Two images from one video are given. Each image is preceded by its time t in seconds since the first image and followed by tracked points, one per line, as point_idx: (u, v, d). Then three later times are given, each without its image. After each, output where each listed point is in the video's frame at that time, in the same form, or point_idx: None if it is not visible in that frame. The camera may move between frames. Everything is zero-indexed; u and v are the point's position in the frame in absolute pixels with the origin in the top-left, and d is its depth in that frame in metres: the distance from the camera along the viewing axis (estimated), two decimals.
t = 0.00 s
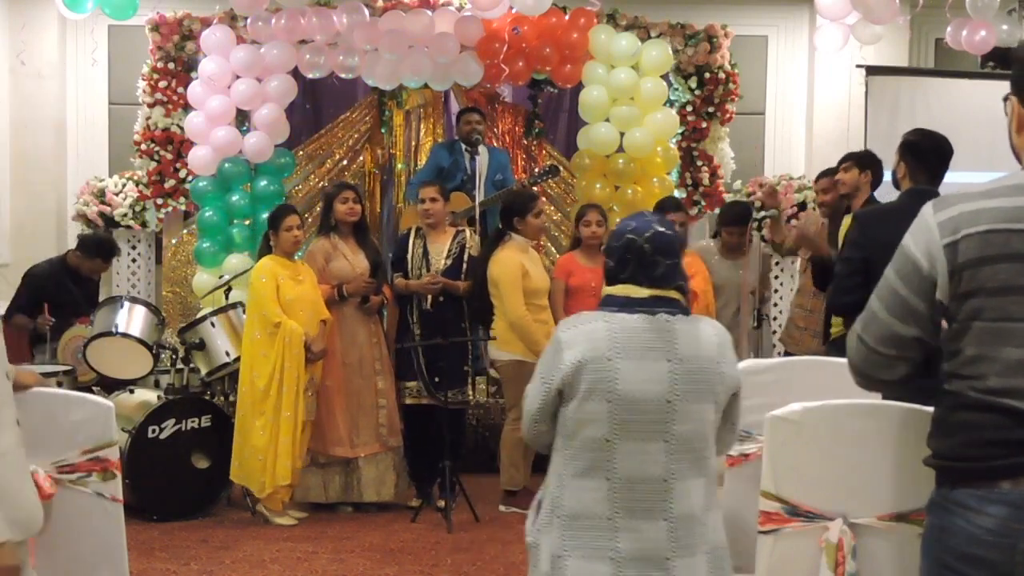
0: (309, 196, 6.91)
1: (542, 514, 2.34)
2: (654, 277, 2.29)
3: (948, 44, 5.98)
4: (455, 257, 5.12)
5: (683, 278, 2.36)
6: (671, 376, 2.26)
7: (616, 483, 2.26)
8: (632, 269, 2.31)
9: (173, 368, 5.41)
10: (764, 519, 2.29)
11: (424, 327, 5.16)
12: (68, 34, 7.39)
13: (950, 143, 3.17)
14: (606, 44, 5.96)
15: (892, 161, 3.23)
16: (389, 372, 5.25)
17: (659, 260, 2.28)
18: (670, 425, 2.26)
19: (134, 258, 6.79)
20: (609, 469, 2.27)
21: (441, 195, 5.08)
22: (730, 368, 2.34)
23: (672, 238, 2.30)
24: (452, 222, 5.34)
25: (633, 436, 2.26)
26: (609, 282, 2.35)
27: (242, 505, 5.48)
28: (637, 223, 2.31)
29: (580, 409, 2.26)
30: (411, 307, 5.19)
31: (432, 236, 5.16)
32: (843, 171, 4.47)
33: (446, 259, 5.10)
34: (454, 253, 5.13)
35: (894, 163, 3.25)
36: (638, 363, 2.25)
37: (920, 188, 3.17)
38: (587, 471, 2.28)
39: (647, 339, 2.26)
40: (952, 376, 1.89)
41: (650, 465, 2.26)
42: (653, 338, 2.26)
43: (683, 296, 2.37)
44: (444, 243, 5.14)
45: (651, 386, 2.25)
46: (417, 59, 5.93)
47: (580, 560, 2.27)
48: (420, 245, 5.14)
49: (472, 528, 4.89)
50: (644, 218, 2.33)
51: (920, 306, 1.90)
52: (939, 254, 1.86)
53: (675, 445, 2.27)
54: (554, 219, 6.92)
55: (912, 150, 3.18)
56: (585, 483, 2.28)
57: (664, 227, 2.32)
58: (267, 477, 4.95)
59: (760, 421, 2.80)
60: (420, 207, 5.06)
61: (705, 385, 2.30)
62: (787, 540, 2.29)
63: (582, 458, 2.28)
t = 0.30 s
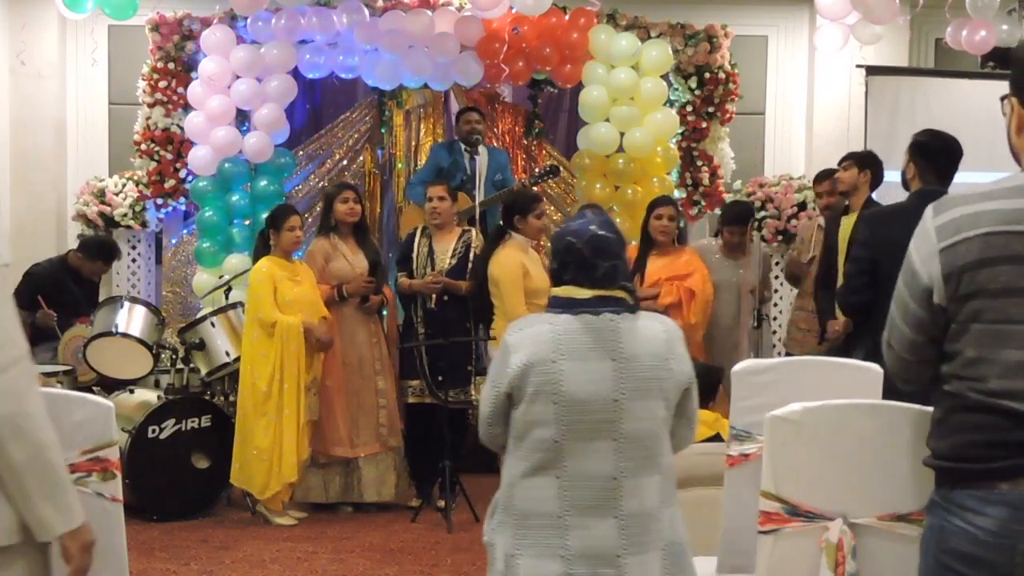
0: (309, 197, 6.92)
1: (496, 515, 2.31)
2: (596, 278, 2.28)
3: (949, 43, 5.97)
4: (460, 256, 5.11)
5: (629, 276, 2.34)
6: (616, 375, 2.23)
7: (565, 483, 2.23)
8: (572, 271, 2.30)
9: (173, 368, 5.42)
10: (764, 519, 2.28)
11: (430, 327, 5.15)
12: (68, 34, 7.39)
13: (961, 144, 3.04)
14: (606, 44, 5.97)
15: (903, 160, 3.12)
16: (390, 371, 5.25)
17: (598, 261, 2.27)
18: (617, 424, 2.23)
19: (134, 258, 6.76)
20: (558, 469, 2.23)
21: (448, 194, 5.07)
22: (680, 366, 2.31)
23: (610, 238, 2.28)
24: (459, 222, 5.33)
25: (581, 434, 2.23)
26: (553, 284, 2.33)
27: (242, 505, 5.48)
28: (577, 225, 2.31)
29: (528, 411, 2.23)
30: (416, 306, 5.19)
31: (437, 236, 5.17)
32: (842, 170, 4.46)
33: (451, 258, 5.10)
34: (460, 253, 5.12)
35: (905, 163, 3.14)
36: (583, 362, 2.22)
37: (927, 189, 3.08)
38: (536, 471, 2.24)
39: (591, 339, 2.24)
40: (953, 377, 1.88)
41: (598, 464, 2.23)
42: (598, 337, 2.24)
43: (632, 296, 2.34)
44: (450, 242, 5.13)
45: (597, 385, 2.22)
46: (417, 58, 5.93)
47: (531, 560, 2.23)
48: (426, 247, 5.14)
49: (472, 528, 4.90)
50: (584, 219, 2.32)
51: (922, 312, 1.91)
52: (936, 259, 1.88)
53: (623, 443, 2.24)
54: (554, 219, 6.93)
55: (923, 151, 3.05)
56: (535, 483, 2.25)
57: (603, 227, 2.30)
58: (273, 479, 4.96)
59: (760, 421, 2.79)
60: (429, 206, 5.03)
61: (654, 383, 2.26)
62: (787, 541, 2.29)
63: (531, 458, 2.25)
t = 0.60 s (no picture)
0: (309, 197, 6.92)
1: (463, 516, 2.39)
2: (540, 275, 2.36)
3: (948, 44, 5.97)
4: (463, 258, 5.10)
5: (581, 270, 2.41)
6: (561, 371, 2.29)
7: (517, 480, 2.30)
8: (521, 268, 2.39)
9: (173, 368, 5.45)
10: (763, 519, 2.28)
11: (431, 327, 5.13)
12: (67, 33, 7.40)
13: (970, 142, 3.04)
14: (606, 44, 5.97)
15: (915, 161, 3.14)
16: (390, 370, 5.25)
17: (541, 258, 2.36)
18: (563, 420, 2.29)
19: (134, 259, 6.74)
20: (509, 466, 2.31)
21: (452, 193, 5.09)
22: (635, 364, 2.33)
23: (554, 234, 2.37)
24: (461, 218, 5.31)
25: (529, 431, 2.29)
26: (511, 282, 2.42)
27: (242, 505, 5.48)
28: (523, 223, 2.40)
29: (479, 409, 2.32)
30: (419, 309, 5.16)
31: (439, 236, 5.16)
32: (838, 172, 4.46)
33: (455, 259, 5.10)
34: (464, 253, 5.11)
35: (918, 163, 3.18)
36: (529, 359, 2.30)
37: (932, 188, 3.07)
38: (490, 469, 2.32)
39: (537, 336, 2.31)
40: (949, 377, 1.88)
41: (545, 460, 2.29)
42: (544, 334, 2.31)
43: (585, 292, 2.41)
44: (453, 243, 5.13)
45: (541, 381, 2.29)
46: (417, 58, 5.94)
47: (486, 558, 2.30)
48: (429, 248, 5.14)
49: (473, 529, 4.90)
50: (534, 218, 2.40)
51: (921, 309, 1.93)
52: (935, 257, 1.88)
53: (570, 440, 2.29)
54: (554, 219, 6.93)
55: (932, 151, 3.06)
56: (489, 480, 2.32)
57: (548, 224, 2.38)
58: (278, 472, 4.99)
59: (761, 421, 2.78)
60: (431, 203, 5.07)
61: (602, 380, 2.31)
62: (787, 540, 2.29)
63: (485, 457, 2.33)
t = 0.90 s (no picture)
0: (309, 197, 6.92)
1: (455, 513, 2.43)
2: (516, 273, 2.36)
3: (948, 44, 5.98)
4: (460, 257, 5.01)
5: (563, 266, 2.40)
6: (535, 369, 2.29)
7: (497, 478, 2.32)
8: (497, 265, 2.39)
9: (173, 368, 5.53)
10: (763, 519, 2.28)
11: (428, 327, 5.12)
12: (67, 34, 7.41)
13: (980, 144, 3.05)
14: (606, 44, 5.96)
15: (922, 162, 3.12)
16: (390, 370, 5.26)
17: (515, 256, 2.36)
18: (539, 418, 2.29)
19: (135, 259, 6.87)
20: (488, 463, 2.33)
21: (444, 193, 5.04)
22: (613, 360, 2.31)
23: (529, 232, 2.36)
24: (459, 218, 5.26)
25: (506, 429, 2.31)
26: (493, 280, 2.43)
27: (242, 505, 5.48)
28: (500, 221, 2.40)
29: (460, 407, 2.35)
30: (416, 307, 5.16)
31: (438, 237, 5.10)
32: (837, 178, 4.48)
33: (450, 261, 5.02)
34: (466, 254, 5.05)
35: (925, 163, 3.13)
36: (503, 357, 2.30)
37: (940, 188, 3.07)
38: (472, 466, 2.35)
39: (512, 334, 2.31)
40: (948, 377, 1.88)
41: (522, 458, 2.30)
42: (518, 332, 2.31)
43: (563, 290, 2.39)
44: (449, 244, 5.07)
45: (516, 379, 2.29)
46: (417, 58, 5.93)
47: (472, 556, 2.33)
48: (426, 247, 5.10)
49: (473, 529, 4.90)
50: (511, 216, 2.40)
51: (917, 310, 1.93)
52: (931, 258, 1.88)
53: (546, 438, 2.29)
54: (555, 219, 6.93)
55: (943, 151, 3.06)
56: (472, 478, 2.35)
57: (524, 221, 2.37)
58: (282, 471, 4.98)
59: (761, 421, 2.77)
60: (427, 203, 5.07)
61: (577, 376, 2.30)
62: (787, 540, 2.29)
63: (467, 455, 2.35)
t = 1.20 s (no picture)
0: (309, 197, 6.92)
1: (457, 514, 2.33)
2: (534, 279, 2.30)
3: (948, 44, 5.98)
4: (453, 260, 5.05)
5: (576, 273, 2.34)
6: (553, 370, 2.23)
7: (510, 480, 2.23)
8: (513, 270, 2.32)
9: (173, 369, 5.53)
10: (764, 519, 2.28)
11: (425, 327, 5.17)
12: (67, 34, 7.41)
13: (984, 145, 3.04)
14: (606, 44, 5.96)
15: (926, 161, 3.13)
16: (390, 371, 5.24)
17: (534, 263, 2.29)
18: (556, 420, 2.23)
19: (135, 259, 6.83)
20: (501, 465, 2.24)
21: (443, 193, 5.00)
22: (630, 363, 2.26)
23: (549, 238, 2.29)
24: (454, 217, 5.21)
25: (522, 430, 2.23)
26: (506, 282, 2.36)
27: (242, 505, 5.48)
28: (518, 225, 2.32)
29: (471, 407, 2.26)
30: (411, 307, 5.20)
31: (434, 237, 5.10)
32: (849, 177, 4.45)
33: (448, 261, 5.05)
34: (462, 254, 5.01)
35: (928, 164, 3.17)
36: (520, 358, 2.24)
37: (942, 188, 3.07)
38: (482, 467, 2.26)
39: (529, 334, 2.25)
40: (946, 379, 1.88)
41: (538, 459, 2.23)
42: (535, 333, 2.25)
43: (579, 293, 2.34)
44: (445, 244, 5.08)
45: (534, 380, 2.23)
46: (417, 58, 5.93)
47: (480, 559, 2.24)
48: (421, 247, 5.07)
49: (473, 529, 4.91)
50: (528, 220, 2.33)
51: (912, 309, 1.94)
52: (929, 259, 1.89)
53: (563, 439, 2.23)
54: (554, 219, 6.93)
55: (946, 151, 3.06)
56: (482, 479, 2.26)
57: (543, 228, 2.30)
58: (283, 470, 4.99)
59: (761, 421, 2.77)
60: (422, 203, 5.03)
61: (595, 379, 2.24)
62: (787, 541, 2.29)
63: (477, 455, 2.27)
